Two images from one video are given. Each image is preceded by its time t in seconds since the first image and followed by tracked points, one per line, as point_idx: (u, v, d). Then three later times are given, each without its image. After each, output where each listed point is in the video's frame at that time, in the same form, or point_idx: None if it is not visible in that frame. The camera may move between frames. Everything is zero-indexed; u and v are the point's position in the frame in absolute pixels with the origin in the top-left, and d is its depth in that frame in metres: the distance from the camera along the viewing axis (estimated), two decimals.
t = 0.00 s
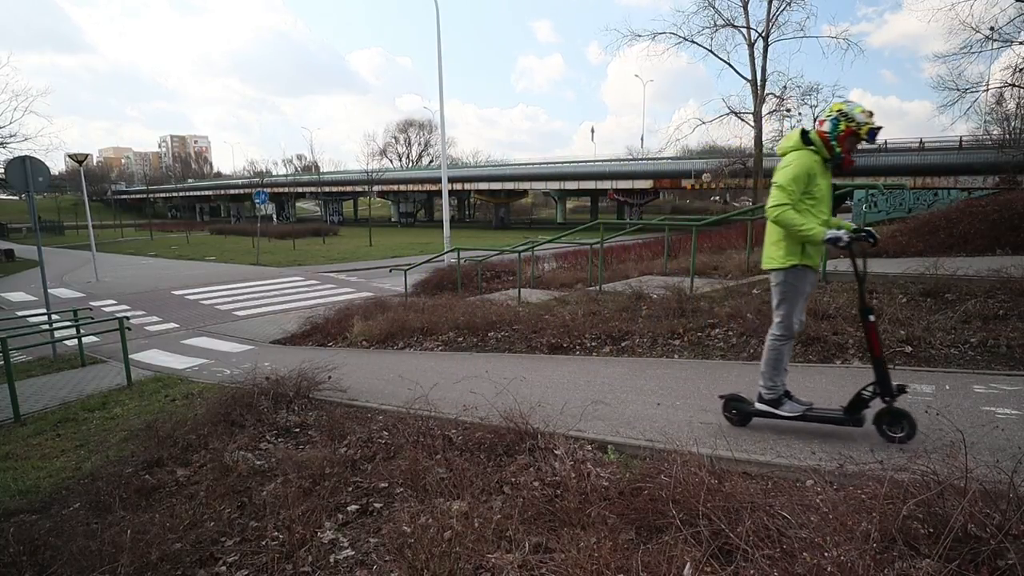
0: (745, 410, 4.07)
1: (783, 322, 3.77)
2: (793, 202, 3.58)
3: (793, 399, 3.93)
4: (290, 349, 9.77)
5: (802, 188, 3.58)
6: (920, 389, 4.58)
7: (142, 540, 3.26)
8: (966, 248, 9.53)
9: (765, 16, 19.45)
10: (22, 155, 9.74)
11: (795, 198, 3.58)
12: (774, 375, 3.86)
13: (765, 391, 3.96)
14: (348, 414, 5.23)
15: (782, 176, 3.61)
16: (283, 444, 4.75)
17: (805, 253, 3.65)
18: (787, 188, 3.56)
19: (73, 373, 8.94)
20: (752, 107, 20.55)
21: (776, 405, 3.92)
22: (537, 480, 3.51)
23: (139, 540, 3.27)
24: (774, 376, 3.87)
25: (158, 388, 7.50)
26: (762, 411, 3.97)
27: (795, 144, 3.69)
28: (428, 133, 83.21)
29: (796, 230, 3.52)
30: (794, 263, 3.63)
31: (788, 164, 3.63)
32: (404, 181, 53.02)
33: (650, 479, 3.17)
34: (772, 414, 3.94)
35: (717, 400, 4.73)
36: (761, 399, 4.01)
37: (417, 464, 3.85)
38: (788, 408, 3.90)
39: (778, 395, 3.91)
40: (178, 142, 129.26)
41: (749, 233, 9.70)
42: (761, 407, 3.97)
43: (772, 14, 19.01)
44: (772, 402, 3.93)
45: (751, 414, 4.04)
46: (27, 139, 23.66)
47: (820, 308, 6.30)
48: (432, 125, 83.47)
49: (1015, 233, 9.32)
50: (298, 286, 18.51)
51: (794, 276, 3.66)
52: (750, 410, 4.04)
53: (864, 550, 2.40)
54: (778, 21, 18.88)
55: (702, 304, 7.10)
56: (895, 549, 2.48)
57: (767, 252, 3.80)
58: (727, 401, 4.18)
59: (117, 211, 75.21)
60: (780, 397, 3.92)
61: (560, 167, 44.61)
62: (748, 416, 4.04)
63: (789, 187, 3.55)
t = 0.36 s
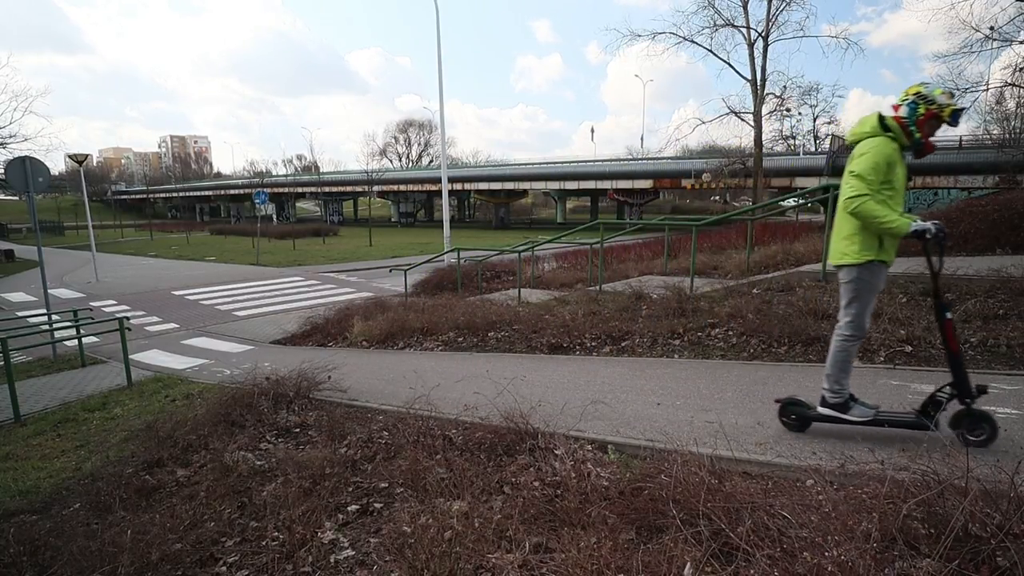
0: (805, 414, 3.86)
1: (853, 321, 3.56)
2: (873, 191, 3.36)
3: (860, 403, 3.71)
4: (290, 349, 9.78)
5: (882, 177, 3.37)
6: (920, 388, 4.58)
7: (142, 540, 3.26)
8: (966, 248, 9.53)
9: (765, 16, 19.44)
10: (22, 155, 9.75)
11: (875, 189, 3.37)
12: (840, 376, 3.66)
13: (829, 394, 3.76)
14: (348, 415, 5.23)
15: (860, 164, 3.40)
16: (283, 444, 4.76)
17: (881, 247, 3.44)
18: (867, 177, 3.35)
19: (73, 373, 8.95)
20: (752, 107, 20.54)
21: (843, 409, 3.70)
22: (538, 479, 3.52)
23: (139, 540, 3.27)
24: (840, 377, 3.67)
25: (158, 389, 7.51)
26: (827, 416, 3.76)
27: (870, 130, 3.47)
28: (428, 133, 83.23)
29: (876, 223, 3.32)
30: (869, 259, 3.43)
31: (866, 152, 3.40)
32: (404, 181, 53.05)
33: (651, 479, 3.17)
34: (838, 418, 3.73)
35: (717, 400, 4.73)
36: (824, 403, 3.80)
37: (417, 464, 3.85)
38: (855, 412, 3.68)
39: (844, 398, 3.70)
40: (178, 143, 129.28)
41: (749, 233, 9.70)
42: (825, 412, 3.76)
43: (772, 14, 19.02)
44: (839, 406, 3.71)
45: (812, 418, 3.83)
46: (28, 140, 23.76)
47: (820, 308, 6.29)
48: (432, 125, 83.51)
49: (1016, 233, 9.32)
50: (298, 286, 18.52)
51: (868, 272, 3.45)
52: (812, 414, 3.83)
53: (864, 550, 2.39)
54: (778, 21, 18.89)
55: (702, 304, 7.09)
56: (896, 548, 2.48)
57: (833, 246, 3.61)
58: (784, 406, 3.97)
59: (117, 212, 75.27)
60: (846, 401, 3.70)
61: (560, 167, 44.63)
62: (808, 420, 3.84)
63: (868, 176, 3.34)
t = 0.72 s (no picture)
0: (871, 420, 3.68)
1: (928, 321, 3.35)
2: (951, 181, 3.15)
3: (935, 409, 3.52)
4: (290, 349, 9.78)
5: (962, 167, 3.16)
6: (921, 388, 4.58)
7: (142, 540, 3.26)
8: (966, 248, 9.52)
9: (765, 16, 19.43)
10: (22, 155, 9.75)
11: (953, 178, 3.16)
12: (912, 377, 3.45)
13: (900, 398, 3.56)
14: (348, 415, 5.23)
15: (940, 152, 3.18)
16: (283, 444, 4.76)
17: (961, 243, 3.22)
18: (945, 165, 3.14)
19: (73, 373, 8.95)
20: (752, 107, 20.52)
21: (916, 414, 3.51)
22: (537, 479, 3.52)
23: (139, 540, 3.27)
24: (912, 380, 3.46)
25: (158, 389, 7.51)
26: (899, 421, 3.56)
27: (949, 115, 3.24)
28: (428, 133, 83.26)
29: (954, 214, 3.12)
30: (949, 255, 3.21)
31: (946, 138, 3.18)
32: (404, 181, 53.06)
33: (650, 479, 3.17)
34: (911, 424, 3.53)
35: (717, 400, 4.73)
36: (893, 407, 3.60)
37: (417, 464, 3.85)
38: (929, 418, 3.50)
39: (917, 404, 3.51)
40: (177, 143, 129.25)
41: (749, 233, 9.69)
42: (895, 417, 3.56)
43: (772, 14, 19.02)
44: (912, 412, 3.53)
45: (880, 423, 3.64)
46: (29, 140, 23.79)
47: (821, 308, 6.29)
48: (432, 125, 83.54)
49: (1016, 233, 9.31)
50: (298, 286, 18.52)
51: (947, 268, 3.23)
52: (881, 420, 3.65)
53: (864, 550, 2.40)
54: (778, 21, 18.89)
55: (702, 304, 7.09)
56: (895, 549, 2.48)
57: (905, 243, 3.43)
58: (847, 410, 3.79)
59: (118, 212, 75.30)
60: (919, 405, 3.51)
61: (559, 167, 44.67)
62: (875, 425, 3.66)
63: (947, 165, 3.13)
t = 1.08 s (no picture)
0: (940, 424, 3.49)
1: (1012, 320, 3.16)
2: None
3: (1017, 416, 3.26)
4: (290, 349, 9.78)
5: None
6: (921, 388, 4.58)
7: (142, 540, 3.26)
8: (966, 248, 9.52)
9: (765, 16, 19.43)
10: (22, 155, 9.74)
11: None
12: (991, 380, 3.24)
13: (976, 402, 3.34)
14: (349, 415, 5.23)
15: None
16: (283, 444, 4.76)
17: None
18: None
19: (73, 373, 8.95)
20: (752, 107, 20.52)
21: (993, 419, 3.27)
22: (537, 479, 3.52)
23: (139, 540, 3.27)
24: (990, 384, 3.26)
25: (157, 389, 7.51)
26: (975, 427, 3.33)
27: None
28: (428, 132, 83.27)
29: None
30: None
31: None
32: (404, 181, 53.06)
33: (650, 479, 3.17)
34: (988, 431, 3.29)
35: (717, 400, 4.73)
36: (968, 412, 3.38)
37: (417, 464, 3.85)
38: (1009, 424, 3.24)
39: (997, 409, 3.27)
40: (177, 142, 129.26)
41: (750, 233, 9.69)
42: (969, 421, 3.34)
43: (772, 14, 19.03)
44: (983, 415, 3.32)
45: (951, 429, 3.44)
46: (29, 140, 23.80)
47: (821, 308, 6.29)
48: (432, 125, 83.55)
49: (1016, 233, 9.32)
50: (298, 286, 18.52)
51: None
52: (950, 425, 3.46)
53: (864, 550, 2.40)
54: (778, 21, 18.89)
55: (702, 304, 7.09)
56: (896, 549, 2.48)
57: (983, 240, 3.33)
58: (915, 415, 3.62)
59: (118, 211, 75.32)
60: (998, 411, 3.27)
61: (559, 167, 44.65)
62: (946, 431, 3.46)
63: None
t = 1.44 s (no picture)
0: None
1: None
2: None
3: None
4: (289, 349, 9.78)
5: None
6: (921, 388, 4.58)
7: (142, 540, 3.26)
8: (966, 248, 9.52)
9: (765, 16, 19.43)
10: (22, 155, 9.75)
11: None
12: None
13: None
14: (348, 414, 5.23)
15: None
16: (283, 444, 4.76)
17: None
18: None
19: (73, 373, 8.95)
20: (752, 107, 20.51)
21: None
22: (537, 479, 3.52)
23: (139, 540, 3.27)
24: None
25: (157, 389, 7.51)
26: None
27: None
28: (428, 133, 83.26)
29: None
30: None
31: None
32: (404, 181, 53.05)
33: (651, 479, 3.18)
34: None
35: (717, 400, 4.73)
36: None
37: (417, 464, 3.85)
38: None
39: None
40: (177, 142, 129.23)
41: (749, 232, 9.69)
42: None
43: (772, 14, 19.02)
44: None
45: None
46: (29, 140, 23.79)
47: (821, 308, 6.29)
48: (432, 125, 83.55)
49: (1016, 233, 9.32)
50: (298, 286, 18.51)
51: None
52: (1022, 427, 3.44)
53: (864, 550, 2.40)
54: (778, 21, 18.89)
55: (702, 304, 7.09)
56: (896, 548, 2.48)
57: None
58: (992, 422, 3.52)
59: (117, 211, 75.32)
60: None
61: (559, 167, 44.65)
62: None
63: None
